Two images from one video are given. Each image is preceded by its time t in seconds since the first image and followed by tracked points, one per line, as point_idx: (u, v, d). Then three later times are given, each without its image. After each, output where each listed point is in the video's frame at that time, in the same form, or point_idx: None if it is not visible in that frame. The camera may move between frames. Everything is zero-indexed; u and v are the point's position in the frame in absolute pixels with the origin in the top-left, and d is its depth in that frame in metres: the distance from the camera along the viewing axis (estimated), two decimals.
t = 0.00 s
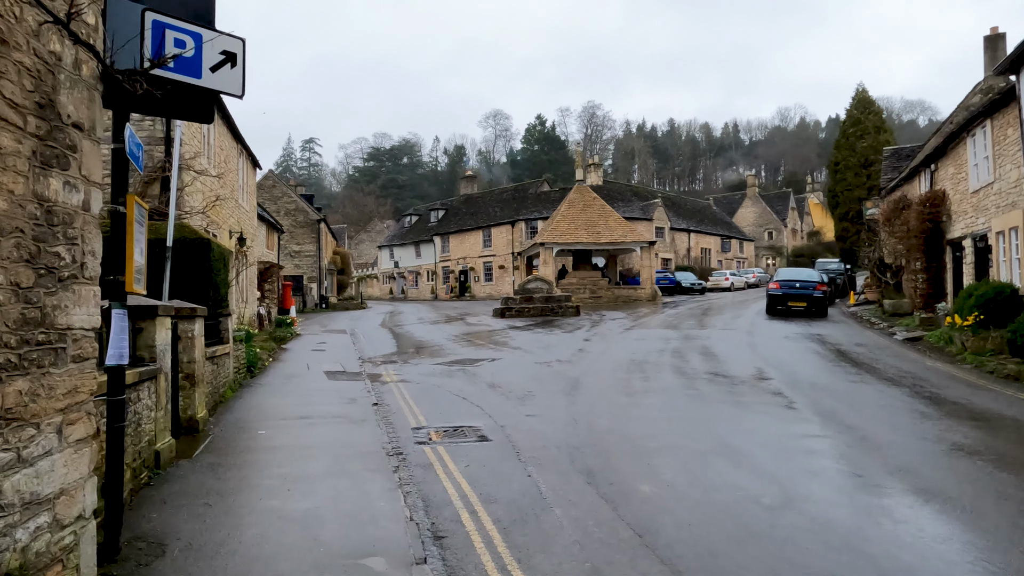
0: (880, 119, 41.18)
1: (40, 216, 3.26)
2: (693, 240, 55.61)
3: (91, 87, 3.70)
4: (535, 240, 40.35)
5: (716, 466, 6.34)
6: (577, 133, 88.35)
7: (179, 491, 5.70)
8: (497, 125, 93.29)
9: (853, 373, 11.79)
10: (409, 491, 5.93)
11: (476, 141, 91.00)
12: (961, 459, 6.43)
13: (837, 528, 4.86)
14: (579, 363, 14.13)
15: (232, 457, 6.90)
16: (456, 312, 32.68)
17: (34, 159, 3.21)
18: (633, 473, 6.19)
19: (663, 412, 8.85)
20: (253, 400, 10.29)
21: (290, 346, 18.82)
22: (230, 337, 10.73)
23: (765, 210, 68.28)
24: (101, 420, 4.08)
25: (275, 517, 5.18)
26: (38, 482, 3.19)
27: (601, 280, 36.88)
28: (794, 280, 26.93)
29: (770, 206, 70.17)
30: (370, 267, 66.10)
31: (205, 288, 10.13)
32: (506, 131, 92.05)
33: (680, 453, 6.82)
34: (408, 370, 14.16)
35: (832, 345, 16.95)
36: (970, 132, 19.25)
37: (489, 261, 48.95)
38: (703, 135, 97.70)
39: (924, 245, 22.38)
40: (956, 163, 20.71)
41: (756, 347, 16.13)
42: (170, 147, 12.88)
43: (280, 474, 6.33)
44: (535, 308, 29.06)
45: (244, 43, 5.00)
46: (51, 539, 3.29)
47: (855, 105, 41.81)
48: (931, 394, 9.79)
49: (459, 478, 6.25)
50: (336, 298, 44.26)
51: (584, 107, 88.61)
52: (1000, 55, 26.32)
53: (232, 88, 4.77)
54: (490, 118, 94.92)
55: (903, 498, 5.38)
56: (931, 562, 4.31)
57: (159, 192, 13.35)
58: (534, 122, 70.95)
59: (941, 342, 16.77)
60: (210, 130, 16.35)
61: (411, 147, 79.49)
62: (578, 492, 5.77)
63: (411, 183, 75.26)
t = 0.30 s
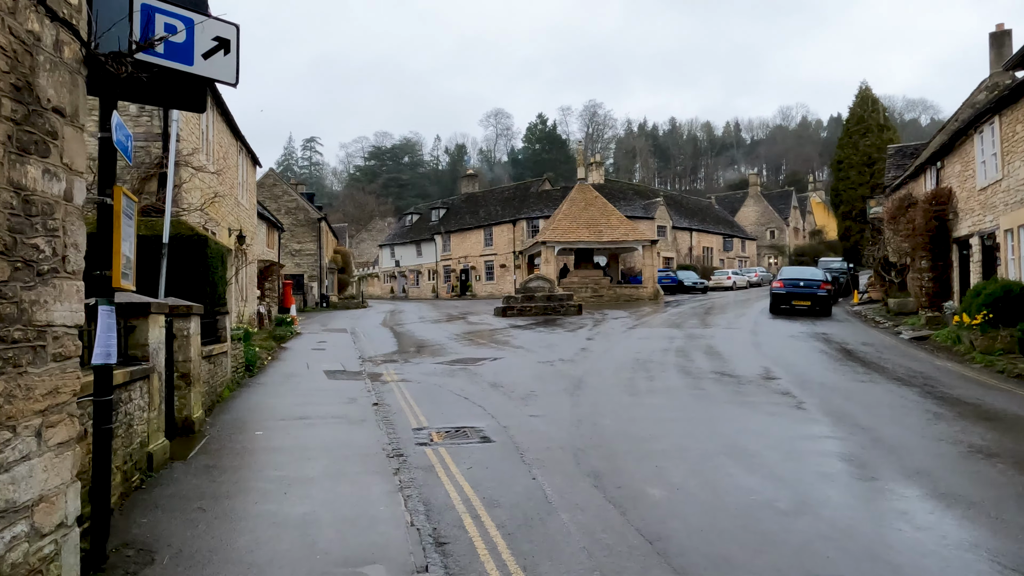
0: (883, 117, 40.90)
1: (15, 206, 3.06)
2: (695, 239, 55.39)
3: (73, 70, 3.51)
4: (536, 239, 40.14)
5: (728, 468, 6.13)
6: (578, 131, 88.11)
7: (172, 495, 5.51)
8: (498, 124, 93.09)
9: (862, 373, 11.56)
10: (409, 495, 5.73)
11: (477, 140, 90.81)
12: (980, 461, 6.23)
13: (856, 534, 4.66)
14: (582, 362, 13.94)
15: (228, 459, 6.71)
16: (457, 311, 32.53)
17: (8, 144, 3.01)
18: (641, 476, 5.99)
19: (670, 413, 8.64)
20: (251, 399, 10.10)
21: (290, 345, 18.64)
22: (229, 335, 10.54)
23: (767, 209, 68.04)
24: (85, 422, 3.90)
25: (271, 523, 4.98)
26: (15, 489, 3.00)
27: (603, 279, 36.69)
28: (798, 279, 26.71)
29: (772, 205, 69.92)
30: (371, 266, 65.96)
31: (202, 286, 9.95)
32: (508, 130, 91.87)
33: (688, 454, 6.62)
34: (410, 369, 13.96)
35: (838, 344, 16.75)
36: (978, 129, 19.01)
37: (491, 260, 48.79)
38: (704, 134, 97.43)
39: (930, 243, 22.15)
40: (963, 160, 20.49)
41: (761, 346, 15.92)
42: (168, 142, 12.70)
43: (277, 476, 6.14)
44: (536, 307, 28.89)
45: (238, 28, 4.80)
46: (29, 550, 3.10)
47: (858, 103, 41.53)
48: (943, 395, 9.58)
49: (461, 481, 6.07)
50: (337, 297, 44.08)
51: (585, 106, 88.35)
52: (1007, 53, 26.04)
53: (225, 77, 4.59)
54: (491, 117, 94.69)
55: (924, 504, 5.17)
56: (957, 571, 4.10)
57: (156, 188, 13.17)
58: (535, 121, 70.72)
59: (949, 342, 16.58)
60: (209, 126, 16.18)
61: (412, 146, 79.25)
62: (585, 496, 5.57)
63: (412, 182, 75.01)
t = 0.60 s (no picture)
0: (886, 115, 40.64)
1: None
2: (697, 238, 55.15)
3: (52, 50, 3.31)
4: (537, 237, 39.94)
5: (738, 471, 5.92)
6: (579, 130, 87.88)
7: (163, 498, 5.32)
8: (500, 123, 92.90)
9: (871, 373, 11.35)
10: (409, 498, 5.53)
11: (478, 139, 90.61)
12: (999, 464, 6.03)
13: (875, 541, 4.46)
14: (585, 361, 13.75)
15: (222, 460, 6.50)
16: (458, 310, 32.33)
17: None
18: (650, 479, 5.79)
19: (677, 413, 8.44)
20: (248, 399, 9.90)
21: (289, 343, 18.47)
22: (226, 333, 10.34)
23: (770, 208, 67.79)
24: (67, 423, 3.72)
25: (265, 528, 4.78)
26: None
27: (604, 278, 36.49)
28: (802, 278, 26.49)
29: (774, 204, 69.65)
30: (372, 265, 65.79)
31: (198, 283, 9.74)
32: (509, 129, 91.67)
33: (697, 456, 6.41)
34: (410, 368, 13.77)
35: (845, 343, 16.56)
36: (985, 126, 18.78)
37: (492, 259, 48.59)
38: (706, 133, 97.17)
39: (936, 241, 21.94)
40: (970, 158, 20.26)
41: (766, 345, 15.73)
42: (165, 137, 12.52)
43: (273, 479, 5.94)
44: (537, 306, 28.71)
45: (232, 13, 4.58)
46: (2, 561, 2.90)
47: (861, 101, 41.29)
48: (955, 395, 9.37)
49: (463, 484, 5.86)
50: (337, 296, 43.91)
51: (586, 105, 88.09)
52: (1013, 50, 25.78)
53: (217, 62, 4.37)
54: (492, 116, 94.42)
55: (945, 510, 4.96)
56: None
57: (153, 184, 12.97)
58: (536, 119, 70.55)
59: (956, 341, 16.38)
60: (208, 122, 16.01)
61: (413, 144, 79.01)
62: (592, 501, 5.36)
63: (412, 181, 74.76)
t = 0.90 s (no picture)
0: (890, 115, 40.37)
1: None
2: (698, 237, 54.91)
3: (22, 34, 3.09)
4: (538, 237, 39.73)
5: (751, 480, 5.69)
6: (580, 129, 87.65)
7: (150, 509, 5.09)
8: (500, 122, 92.68)
9: (880, 376, 11.14)
10: (406, 509, 5.30)
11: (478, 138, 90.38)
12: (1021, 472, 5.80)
13: (898, 556, 4.24)
14: (588, 362, 13.52)
15: (214, 467, 6.27)
16: (459, 309, 32.09)
17: None
18: (658, 488, 5.56)
19: (684, 417, 8.21)
20: (244, 401, 9.67)
21: (288, 343, 18.24)
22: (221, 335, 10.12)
23: (771, 207, 67.54)
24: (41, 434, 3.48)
25: (255, 541, 4.57)
26: None
27: (606, 278, 36.25)
28: (805, 278, 26.25)
29: (776, 203, 69.38)
30: (372, 264, 65.58)
31: (193, 283, 9.52)
32: (510, 128, 91.47)
33: (706, 464, 6.18)
34: (410, 370, 13.54)
35: (851, 344, 16.33)
36: (993, 125, 18.53)
37: (493, 258, 48.36)
38: (707, 133, 96.89)
39: (942, 241, 21.71)
40: (977, 157, 20.02)
41: (771, 346, 15.49)
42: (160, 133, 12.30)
43: (266, 486, 5.70)
44: (538, 306, 28.49)
45: None
46: None
47: (864, 100, 41.03)
48: (968, 399, 9.15)
49: (463, 493, 5.63)
50: (337, 295, 43.68)
51: (587, 104, 87.83)
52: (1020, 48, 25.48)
53: (206, 51, 4.13)
54: (493, 115, 94.15)
55: (971, 523, 4.72)
56: None
57: (149, 181, 12.76)
58: (537, 119, 70.34)
59: (964, 342, 16.15)
60: (205, 119, 15.80)
61: (414, 144, 78.76)
62: (598, 512, 5.14)
63: (413, 180, 74.51)
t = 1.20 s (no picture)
0: (893, 114, 40.12)
1: None
2: (700, 236, 54.71)
3: None
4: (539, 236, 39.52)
5: (762, 492, 5.48)
6: (581, 129, 87.45)
7: (137, 523, 4.89)
8: (501, 121, 92.46)
9: (889, 380, 10.93)
10: (404, 522, 5.11)
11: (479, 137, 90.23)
12: None
13: None
14: (591, 365, 13.33)
15: (207, 477, 6.07)
16: (460, 309, 31.92)
17: None
18: (666, 502, 5.36)
19: (690, 424, 8.01)
20: (240, 405, 9.49)
21: (286, 344, 18.03)
22: (217, 338, 9.93)
23: (773, 207, 67.31)
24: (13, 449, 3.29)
25: (245, 559, 4.37)
26: None
27: (607, 277, 36.05)
28: (809, 278, 26.03)
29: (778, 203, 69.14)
30: (372, 263, 65.43)
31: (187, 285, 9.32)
32: (511, 127, 91.30)
33: (714, 474, 5.97)
34: (409, 372, 13.34)
35: (857, 347, 16.12)
36: (1001, 124, 18.29)
37: (493, 257, 48.19)
38: (708, 132, 96.67)
39: (947, 241, 21.49)
40: (983, 156, 19.79)
41: (776, 348, 15.30)
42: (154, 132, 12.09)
43: (259, 498, 5.51)
44: (540, 306, 28.29)
45: None
46: None
47: (867, 99, 40.78)
48: (980, 405, 8.94)
49: (463, 506, 5.43)
50: (338, 295, 43.50)
51: (588, 104, 87.59)
52: None
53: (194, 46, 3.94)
54: (493, 115, 93.93)
55: (995, 541, 4.52)
56: None
57: (145, 181, 12.58)
58: (538, 118, 70.17)
59: (971, 345, 15.93)
60: (203, 118, 15.59)
61: (415, 143, 78.54)
62: (604, 526, 4.94)
63: (414, 179, 74.29)
